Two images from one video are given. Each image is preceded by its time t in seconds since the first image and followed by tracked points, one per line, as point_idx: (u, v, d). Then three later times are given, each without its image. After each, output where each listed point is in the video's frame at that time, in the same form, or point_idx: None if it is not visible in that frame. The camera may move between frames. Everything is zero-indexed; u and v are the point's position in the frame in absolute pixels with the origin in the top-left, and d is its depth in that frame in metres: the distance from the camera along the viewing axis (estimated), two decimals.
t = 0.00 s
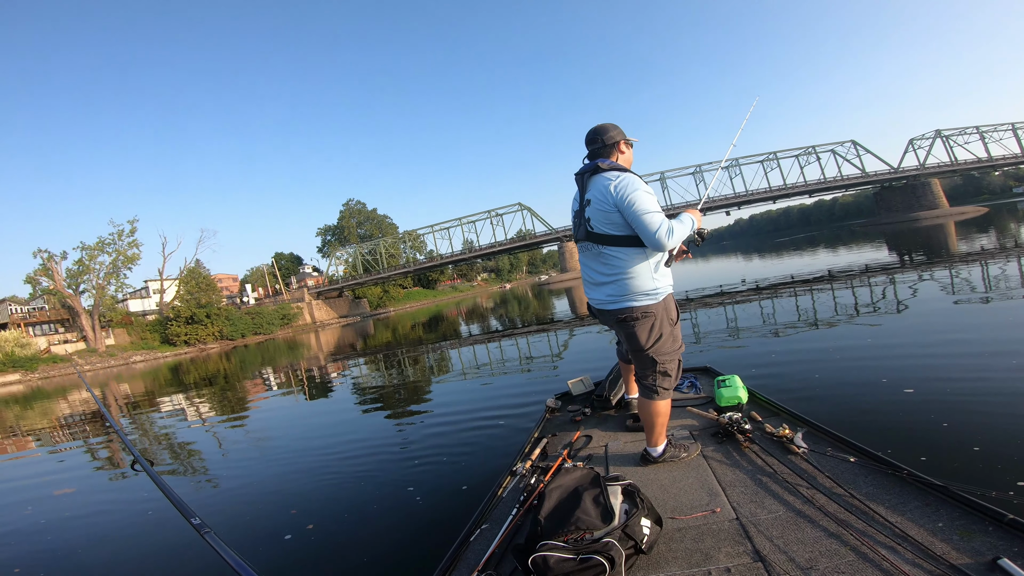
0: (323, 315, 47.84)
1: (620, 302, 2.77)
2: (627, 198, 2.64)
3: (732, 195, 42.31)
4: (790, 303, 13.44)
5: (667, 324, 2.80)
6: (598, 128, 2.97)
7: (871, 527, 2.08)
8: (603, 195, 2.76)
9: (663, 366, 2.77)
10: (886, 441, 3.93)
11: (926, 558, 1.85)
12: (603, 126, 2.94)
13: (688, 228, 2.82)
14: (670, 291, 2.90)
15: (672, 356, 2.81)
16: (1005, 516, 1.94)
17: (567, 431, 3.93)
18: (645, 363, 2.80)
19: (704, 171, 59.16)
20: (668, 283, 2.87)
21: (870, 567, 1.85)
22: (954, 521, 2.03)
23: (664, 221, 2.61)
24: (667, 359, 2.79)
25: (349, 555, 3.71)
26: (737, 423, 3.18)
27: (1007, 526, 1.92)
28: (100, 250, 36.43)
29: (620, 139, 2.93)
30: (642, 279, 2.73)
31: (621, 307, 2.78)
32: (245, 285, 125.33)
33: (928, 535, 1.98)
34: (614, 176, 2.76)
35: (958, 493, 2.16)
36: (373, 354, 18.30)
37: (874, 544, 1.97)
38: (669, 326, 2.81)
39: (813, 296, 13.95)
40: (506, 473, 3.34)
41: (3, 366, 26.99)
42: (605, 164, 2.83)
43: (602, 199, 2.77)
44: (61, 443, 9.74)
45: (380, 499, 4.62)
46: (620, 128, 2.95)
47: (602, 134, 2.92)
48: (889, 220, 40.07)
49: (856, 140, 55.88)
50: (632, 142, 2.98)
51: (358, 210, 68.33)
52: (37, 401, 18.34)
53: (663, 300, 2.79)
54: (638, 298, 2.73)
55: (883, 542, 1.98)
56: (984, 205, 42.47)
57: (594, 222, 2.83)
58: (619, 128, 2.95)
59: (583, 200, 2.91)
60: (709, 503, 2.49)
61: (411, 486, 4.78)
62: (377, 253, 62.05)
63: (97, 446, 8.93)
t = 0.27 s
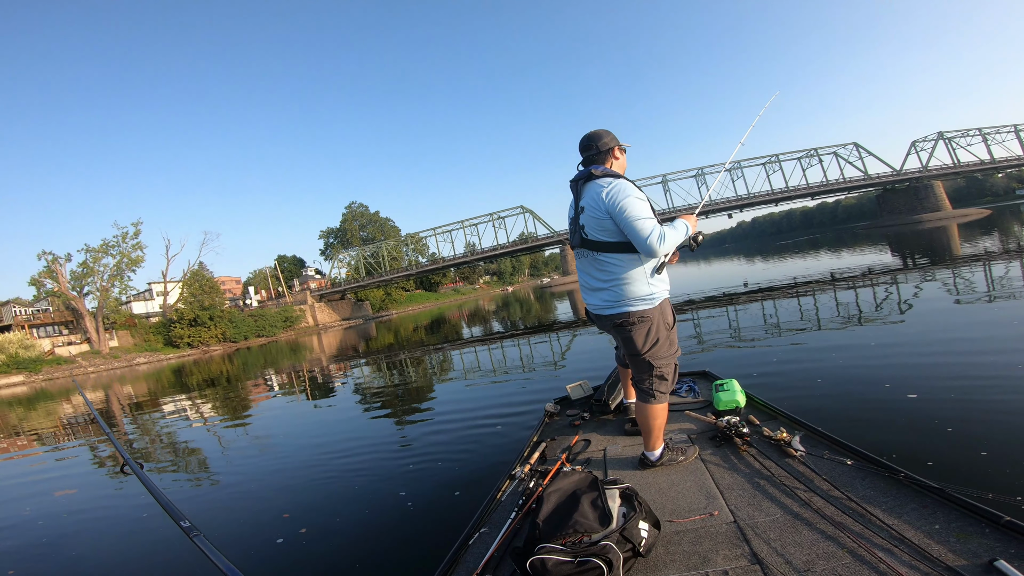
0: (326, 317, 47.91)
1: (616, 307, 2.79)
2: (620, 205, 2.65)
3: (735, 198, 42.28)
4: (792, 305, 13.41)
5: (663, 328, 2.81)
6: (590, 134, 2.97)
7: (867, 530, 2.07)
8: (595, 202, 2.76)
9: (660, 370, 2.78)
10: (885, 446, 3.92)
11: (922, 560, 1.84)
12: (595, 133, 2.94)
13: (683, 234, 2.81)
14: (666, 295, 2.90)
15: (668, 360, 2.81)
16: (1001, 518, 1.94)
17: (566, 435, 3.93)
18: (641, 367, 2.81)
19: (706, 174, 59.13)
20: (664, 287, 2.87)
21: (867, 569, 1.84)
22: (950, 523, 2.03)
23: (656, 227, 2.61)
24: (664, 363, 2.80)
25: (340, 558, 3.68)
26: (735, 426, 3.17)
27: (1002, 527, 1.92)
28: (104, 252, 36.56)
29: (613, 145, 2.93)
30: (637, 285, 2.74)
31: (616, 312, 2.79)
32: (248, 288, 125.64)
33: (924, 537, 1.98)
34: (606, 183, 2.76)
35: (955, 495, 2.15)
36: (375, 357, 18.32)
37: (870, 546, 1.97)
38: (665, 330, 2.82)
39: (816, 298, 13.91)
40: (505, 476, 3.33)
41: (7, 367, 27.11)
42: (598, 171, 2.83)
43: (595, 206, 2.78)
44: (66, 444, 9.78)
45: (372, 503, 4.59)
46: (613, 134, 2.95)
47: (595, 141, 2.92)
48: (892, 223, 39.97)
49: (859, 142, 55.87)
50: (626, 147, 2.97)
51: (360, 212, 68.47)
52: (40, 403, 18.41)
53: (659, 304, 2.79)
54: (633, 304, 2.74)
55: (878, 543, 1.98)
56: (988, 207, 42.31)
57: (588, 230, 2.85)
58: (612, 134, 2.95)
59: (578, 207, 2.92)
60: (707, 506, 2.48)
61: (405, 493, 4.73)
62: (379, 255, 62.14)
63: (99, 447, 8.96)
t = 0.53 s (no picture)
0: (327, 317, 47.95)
1: (614, 309, 2.79)
2: (618, 209, 2.65)
3: (736, 200, 42.28)
4: (794, 308, 13.41)
5: (662, 329, 2.81)
6: (589, 137, 2.97)
7: (861, 530, 2.08)
8: (593, 205, 2.77)
9: (658, 371, 2.78)
10: (882, 449, 3.92)
11: (915, 560, 1.84)
12: (594, 136, 2.94)
13: (681, 236, 2.80)
14: (666, 296, 2.90)
15: (667, 361, 2.81)
16: (993, 518, 1.95)
17: (563, 435, 3.92)
18: (640, 368, 2.81)
19: (708, 176, 59.12)
20: (663, 289, 2.87)
21: (859, 568, 1.85)
22: (942, 523, 2.03)
23: (653, 230, 2.61)
24: (662, 364, 2.79)
25: (329, 562, 3.63)
26: (731, 427, 3.17)
27: (994, 527, 1.93)
28: (106, 251, 36.64)
29: (611, 147, 2.93)
30: (635, 288, 2.74)
31: (615, 314, 2.80)
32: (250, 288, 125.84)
33: (917, 537, 1.98)
34: (604, 186, 2.76)
35: (947, 495, 2.16)
36: (376, 358, 18.34)
37: (863, 546, 1.97)
38: (664, 331, 2.81)
39: (818, 301, 13.90)
40: (502, 476, 3.33)
41: (9, 366, 27.18)
42: (596, 173, 2.83)
43: (593, 209, 2.78)
44: (66, 443, 9.79)
45: (362, 506, 4.55)
46: (611, 136, 2.95)
47: (593, 143, 2.92)
48: (893, 226, 39.95)
49: (860, 145, 55.91)
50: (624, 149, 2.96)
51: (362, 213, 68.57)
52: (42, 401, 18.46)
53: (657, 306, 2.79)
54: (631, 305, 2.75)
55: (871, 543, 1.98)
56: (990, 210, 42.25)
57: (587, 233, 2.85)
58: (610, 136, 2.94)
59: (576, 210, 2.93)
60: (703, 506, 2.48)
61: (396, 496, 4.69)
62: (381, 256, 62.21)
63: (100, 446, 8.98)
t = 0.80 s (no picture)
0: (328, 318, 47.98)
1: (613, 309, 2.79)
2: (615, 210, 2.65)
3: (738, 202, 42.22)
4: (796, 311, 13.38)
5: (660, 329, 2.79)
6: (590, 137, 2.97)
7: (858, 532, 2.07)
8: (593, 206, 2.77)
9: (656, 371, 2.76)
10: (879, 454, 3.92)
11: (911, 563, 1.84)
12: (594, 137, 2.94)
13: (680, 239, 2.77)
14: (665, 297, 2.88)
15: (664, 361, 2.79)
16: (989, 522, 1.95)
17: (560, 435, 3.90)
18: (638, 368, 2.79)
19: (710, 178, 59.06)
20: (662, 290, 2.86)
21: (857, 570, 1.84)
22: (937, 527, 2.03)
23: (650, 232, 2.59)
24: (659, 364, 2.77)
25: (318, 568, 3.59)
26: (728, 429, 3.16)
27: (990, 531, 1.93)
28: (109, 250, 36.71)
29: (613, 147, 2.92)
30: (633, 288, 2.74)
31: (613, 315, 2.80)
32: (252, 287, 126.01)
33: (914, 540, 1.97)
34: (603, 186, 2.76)
35: (943, 499, 2.16)
36: (377, 358, 18.35)
37: (860, 548, 1.96)
38: (662, 332, 2.80)
39: (819, 304, 13.87)
40: (500, 476, 3.31)
41: (11, 364, 27.24)
42: (596, 174, 2.83)
43: (592, 209, 2.78)
44: (67, 441, 9.79)
45: (353, 509, 4.52)
46: (614, 135, 2.95)
47: (594, 142, 2.93)
48: (896, 229, 39.85)
49: (862, 148, 55.87)
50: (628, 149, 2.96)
51: (364, 213, 68.60)
52: (44, 399, 18.50)
53: (656, 306, 2.77)
54: (630, 305, 2.75)
55: (868, 546, 1.98)
56: (992, 214, 42.21)
57: (586, 234, 2.85)
58: (612, 136, 2.95)
59: (577, 211, 2.93)
60: (700, 507, 2.46)
61: (387, 496, 4.66)
62: (382, 256, 62.23)
63: (100, 444, 9.00)
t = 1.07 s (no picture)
0: (332, 320, 48.06)
1: (608, 315, 2.79)
2: (612, 215, 2.65)
3: (743, 207, 42.12)
4: (800, 316, 13.31)
5: (655, 336, 2.78)
6: (592, 143, 2.98)
7: (858, 539, 2.05)
8: (591, 212, 2.78)
9: (652, 378, 2.74)
10: (881, 462, 3.88)
11: (912, 570, 1.82)
12: (596, 143, 2.96)
13: (677, 246, 2.75)
14: (662, 304, 2.87)
15: (659, 368, 2.77)
16: (989, 528, 1.94)
17: (560, 440, 3.88)
18: (634, 374, 2.78)
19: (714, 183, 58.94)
20: (659, 297, 2.84)
21: None
22: (938, 534, 2.02)
23: (645, 238, 2.58)
24: (654, 371, 2.76)
25: (307, 573, 3.53)
26: (728, 435, 3.14)
27: (991, 538, 1.92)
28: (116, 251, 36.94)
29: (614, 153, 2.92)
30: (628, 294, 2.73)
31: (608, 320, 2.80)
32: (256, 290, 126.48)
33: (914, 547, 1.96)
34: (602, 192, 2.76)
35: (943, 506, 2.15)
36: (380, 361, 18.38)
37: (861, 556, 1.95)
38: (657, 339, 2.79)
39: (824, 309, 13.79)
40: (499, 481, 3.29)
41: (17, 364, 27.39)
42: (596, 180, 2.84)
43: (590, 215, 2.79)
44: (70, 441, 9.82)
45: (343, 513, 4.45)
46: (616, 140, 2.95)
47: (596, 147, 2.93)
48: (902, 235, 39.64)
49: (867, 153, 55.72)
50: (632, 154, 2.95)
51: (368, 216, 68.81)
52: (49, 399, 18.59)
53: (651, 314, 2.76)
54: (625, 312, 2.74)
55: (868, 553, 1.96)
56: (999, 220, 41.95)
57: (584, 240, 2.86)
58: (615, 141, 2.95)
59: (576, 217, 2.95)
60: (700, 513, 2.44)
61: (378, 503, 4.58)
62: (386, 259, 62.36)
63: (103, 444, 9.04)
